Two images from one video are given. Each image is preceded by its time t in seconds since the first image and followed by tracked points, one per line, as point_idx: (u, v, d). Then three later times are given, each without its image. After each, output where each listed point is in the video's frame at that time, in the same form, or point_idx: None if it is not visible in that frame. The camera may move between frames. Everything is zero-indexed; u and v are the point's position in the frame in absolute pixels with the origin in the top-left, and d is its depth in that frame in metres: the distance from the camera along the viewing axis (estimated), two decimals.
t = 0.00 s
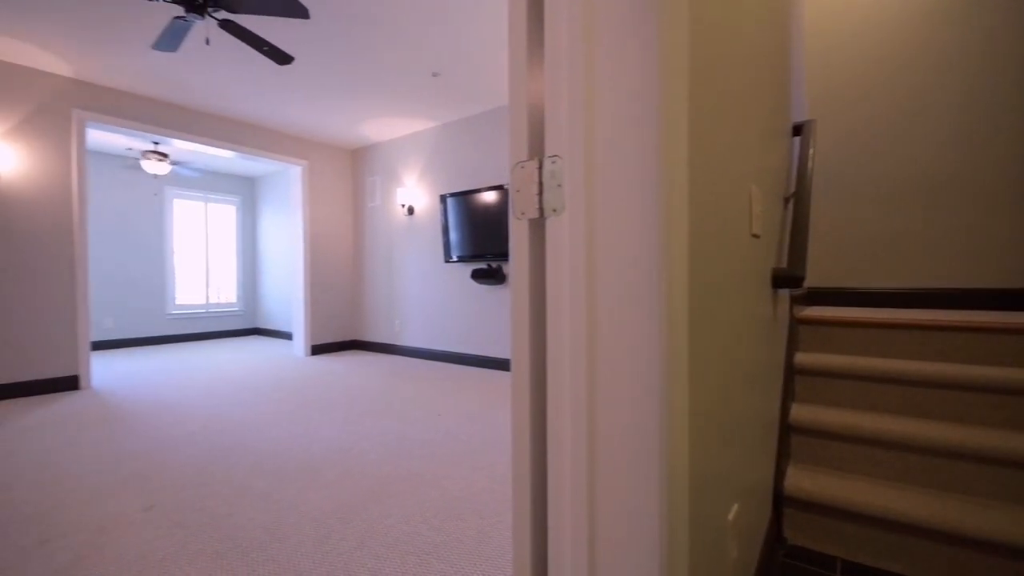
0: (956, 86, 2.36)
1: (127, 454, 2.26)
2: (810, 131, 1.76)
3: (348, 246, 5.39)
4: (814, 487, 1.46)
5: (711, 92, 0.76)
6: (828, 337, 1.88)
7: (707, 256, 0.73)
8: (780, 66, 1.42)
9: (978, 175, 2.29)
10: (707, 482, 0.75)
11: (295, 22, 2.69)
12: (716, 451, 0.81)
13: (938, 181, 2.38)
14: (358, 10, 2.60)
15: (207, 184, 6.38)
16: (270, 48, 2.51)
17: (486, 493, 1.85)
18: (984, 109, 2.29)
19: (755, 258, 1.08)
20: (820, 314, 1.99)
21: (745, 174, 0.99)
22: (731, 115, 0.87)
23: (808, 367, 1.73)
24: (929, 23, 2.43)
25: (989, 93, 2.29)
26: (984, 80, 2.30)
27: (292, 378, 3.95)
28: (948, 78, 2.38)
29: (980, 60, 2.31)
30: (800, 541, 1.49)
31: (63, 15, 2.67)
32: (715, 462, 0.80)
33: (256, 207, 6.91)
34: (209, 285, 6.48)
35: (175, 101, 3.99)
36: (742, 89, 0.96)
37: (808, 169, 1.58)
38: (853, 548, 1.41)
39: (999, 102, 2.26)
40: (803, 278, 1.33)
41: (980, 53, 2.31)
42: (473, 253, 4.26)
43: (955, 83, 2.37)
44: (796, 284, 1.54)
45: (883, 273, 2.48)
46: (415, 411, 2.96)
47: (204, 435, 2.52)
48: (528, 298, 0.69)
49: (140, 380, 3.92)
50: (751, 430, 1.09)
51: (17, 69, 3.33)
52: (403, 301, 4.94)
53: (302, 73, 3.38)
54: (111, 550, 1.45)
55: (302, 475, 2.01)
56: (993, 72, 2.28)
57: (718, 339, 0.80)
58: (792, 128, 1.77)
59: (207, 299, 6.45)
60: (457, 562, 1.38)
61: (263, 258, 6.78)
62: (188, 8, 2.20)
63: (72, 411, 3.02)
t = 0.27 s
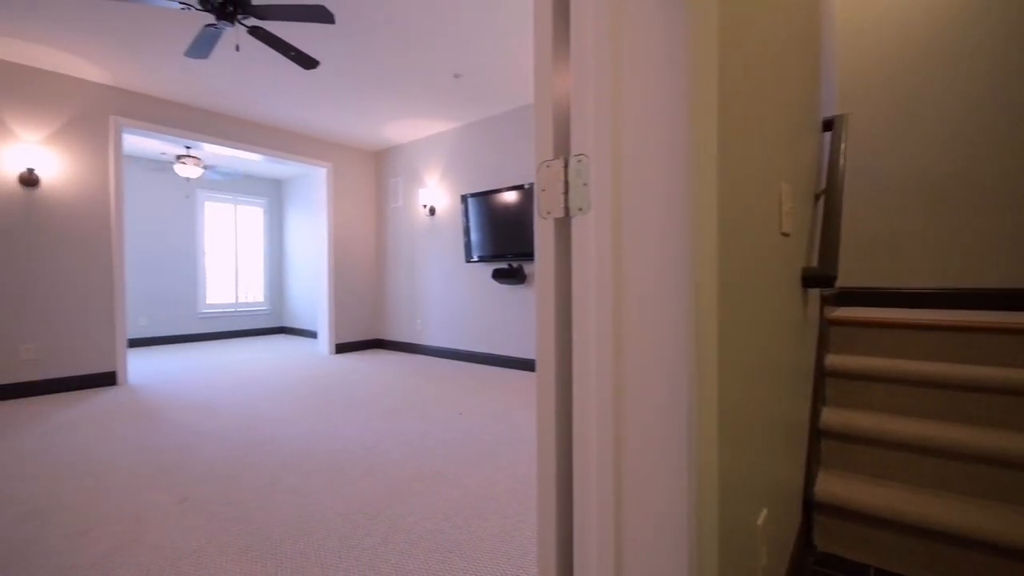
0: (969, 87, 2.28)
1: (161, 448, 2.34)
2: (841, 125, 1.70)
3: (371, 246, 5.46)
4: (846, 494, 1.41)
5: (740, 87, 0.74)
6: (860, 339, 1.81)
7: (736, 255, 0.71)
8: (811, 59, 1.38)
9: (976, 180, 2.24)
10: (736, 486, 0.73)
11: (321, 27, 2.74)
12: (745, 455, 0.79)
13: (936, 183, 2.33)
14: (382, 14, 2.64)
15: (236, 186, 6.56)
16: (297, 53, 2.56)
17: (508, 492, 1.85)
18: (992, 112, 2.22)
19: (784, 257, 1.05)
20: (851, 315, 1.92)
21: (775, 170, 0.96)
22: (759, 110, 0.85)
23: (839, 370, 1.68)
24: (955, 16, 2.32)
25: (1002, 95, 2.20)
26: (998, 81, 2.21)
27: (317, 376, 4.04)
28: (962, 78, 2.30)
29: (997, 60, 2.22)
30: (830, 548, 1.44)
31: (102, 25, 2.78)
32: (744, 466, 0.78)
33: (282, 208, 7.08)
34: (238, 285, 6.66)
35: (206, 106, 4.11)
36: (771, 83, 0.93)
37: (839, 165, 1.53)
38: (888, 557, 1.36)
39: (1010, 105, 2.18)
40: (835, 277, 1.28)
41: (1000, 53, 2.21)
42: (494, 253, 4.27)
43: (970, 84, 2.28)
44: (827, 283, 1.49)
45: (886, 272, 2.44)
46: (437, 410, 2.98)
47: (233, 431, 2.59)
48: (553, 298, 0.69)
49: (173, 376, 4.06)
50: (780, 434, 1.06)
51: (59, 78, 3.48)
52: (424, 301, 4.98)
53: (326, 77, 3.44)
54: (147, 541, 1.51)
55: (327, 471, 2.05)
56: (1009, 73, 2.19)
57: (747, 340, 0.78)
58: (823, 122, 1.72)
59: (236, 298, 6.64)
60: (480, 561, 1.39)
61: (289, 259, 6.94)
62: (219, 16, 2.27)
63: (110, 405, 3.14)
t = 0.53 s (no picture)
0: (979, 86, 2.20)
1: (192, 443, 2.42)
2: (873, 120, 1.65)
3: (393, 247, 5.53)
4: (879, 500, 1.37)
5: (769, 83, 0.72)
6: (892, 340, 1.75)
7: (766, 254, 0.70)
8: (840, 53, 1.34)
9: (976, 182, 2.18)
10: (766, 491, 0.72)
11: (345, 31, 2.79)
12: (775, 460, 0.77)
13: (936, 182, 2.28)
14: (404, 17, 2.67)
15: (263, 189, 6.73)
16: (322, 58, 2.61)
17: (529, 492, 1.85)
18: (997, 110, 2.15)
19: (814, 257, 1.02)
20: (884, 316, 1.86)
21: (805, 167, 0.93)
22: (788, 106, 0.83)
23: (871, 372, 1.62)
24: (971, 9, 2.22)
25: (1011, 95, 2.11)
26: (1010, 81, 2.12)
27: (341, 374, 4.11)
28: (972, 76, 2.21)
29: (1011, 58, 2.12)
30: (862, 556, 1.40)
31: (138, 35, 2.89)
32: (773, 470, 0.77)
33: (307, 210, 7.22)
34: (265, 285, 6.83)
35: (235, 111, 4.23)
36: (800, 77, 0.90)
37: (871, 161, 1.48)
38: (924, 567, 1.32)
39: (1019, 107, 2.10)
40: (867, 277, 1.24)
41: (1016, 49, 2.11)
42: (514, 254, 4.28)
43: (980, 82, 2.20)
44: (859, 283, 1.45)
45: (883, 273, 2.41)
46: (457, 410, 3.00)
47: (261, 427, 2.67)
48: (579, 298, 0.69)
49: (203, 373, 4.19)
50: (811, 437, 1.03)
51: (97, 86, 3.63)
52: (445, 301, 5.02)
53: (350, 80, 3.50)
54: (180, 532, 1.56)
55: (351, 468, 2.08)
56: (1021, 73, 2.10)
57: (776, 343, 0.76)
58: (854, 117, 1.67)
59: (263, 298, 6.81)
60: (502, 560, 1.39)
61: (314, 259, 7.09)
62: (247, 23, 2.33)
63: (144, 401, 3.26)
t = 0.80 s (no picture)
0: (984, 82, 2.15)
1: (219, 438, 2.48)
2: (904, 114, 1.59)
3: (412, 247, 5.58)
4: (909, 505, 1.33)
5: (797, 76, 0.71)
6: (923, 340, 1.69)
7: (794, 252, 0.69)
8: (869, 45, 1.31)
9: (978, 179, 2.12)
10: (794, 492, 0.71)
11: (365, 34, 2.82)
12: (803, 462, 0.75)
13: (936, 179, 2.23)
14: (423, 19, 2.69)
15: (285, 190, 6.86)
16: (343, 60, 2.65)
17: (549, 491, 1.85)
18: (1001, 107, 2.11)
19: (843, 255, 0.99)
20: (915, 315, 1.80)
21: (833, 162, 0.91)
22: (817, 100, 0.81)
23: (901, 374, 1.57)
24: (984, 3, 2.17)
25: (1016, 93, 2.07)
26: (1015, 78, 2.08)
27: (361, 373, 4.16)
28: (978, 71, 2.16)
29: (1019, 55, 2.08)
30: (890, 562, 1.37)
31: (167, 41, 2.98)
32: (801, 472, 0.75)
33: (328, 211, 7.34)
34: (287, 285, 6.96)
35: (258, 114, 4.32)
36: (828, 70, 0.88)
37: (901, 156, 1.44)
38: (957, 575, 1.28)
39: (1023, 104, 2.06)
40: (898, 275, 1.20)
41: None
42: (531, 253, 4.27)
43: (985, 78, 2.15)
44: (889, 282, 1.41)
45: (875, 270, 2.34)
46: (476, 408, 3.02)
47: (284, 423, 2.72)
48: (602, 296, 0.69)
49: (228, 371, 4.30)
50: (839, 439, 1.01)
51: (128, 92, 3.74)
52: (463, 300, 5.05)
53: (370, 82, 3.54)
54: (207, 525, 1.60)
55: (373, 465, 2.11)
56: None
57: (805, 343, 0.75)
58: (883, 111, 1.62)
59: (285, 297, 6.94)
60: (522, 559, 1.39)
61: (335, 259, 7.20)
62: (271, 28, 2.38)
63: (172, 397, 3.35)
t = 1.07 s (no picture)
0: (985, 82, 2.15)
1: (246, 435, 2.55)
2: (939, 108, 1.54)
3: (432, 247, 5.63)
4: (945, 514, 1.28)
5: (831, 72, 0.69)
6: (959, 343, 1.63)
7: (828, 252, 0.67)
8: (903, 37, 1.26)
9: (979, 179, 2.12)
10: (827, 498, 0.69)
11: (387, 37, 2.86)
12: (836, 467, 0.74)
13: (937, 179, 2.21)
14: (445, 21, 2.71)
15: (308, 192, 7.00)
16: (366, 63, 2.69)
17: (570, 492, 1.84)
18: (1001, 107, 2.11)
19: (877, 255, 0.97)
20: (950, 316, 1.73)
21: (867, 159, 0.88)
22: (850, 95, 0.79)
23: (936, 377, 1.52)
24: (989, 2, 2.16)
25: (1017, 94, 2.08)
26: (1015, 79, 2.09)
27: (382, 372, 4.21)
28: (980, 71, 2.16)
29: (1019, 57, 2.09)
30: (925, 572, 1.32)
31: (196, 48, 3.07)
32: (834, 477, 0.73)
33: (349, 212, 7.45)
34: (310, 286, 7.09)
35: (283, 118, 4.41)
36: (861, 64, 0.86)
37: (936, 151, 1.38)
38: None
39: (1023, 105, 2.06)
40: (935, 276, 1.16)
41: None
42: (550, 253, 4.26)
43: (985, 78, 2.15)
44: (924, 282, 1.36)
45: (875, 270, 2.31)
46: (496, 408, 3.02)
47: (309, 421, 2.78)
48: (629, 296, 0.68)
49: (254, 369, 4.40)
50: (873, 444, 0.98)
51: (160, 98, 3.87)
52: (483, 300, 5.07)
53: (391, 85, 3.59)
54: (236, 519, 1.64)
55: (395, 463, 2.14)
56: None
57: (838, 345, 0.73)
58: (917, 106, 1.56)
59: (308, 297, 7.06)
60: (545, 559, 1.39)
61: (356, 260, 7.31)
62: (296, 33, 2.43)
63: (201, 394, 3.45)
